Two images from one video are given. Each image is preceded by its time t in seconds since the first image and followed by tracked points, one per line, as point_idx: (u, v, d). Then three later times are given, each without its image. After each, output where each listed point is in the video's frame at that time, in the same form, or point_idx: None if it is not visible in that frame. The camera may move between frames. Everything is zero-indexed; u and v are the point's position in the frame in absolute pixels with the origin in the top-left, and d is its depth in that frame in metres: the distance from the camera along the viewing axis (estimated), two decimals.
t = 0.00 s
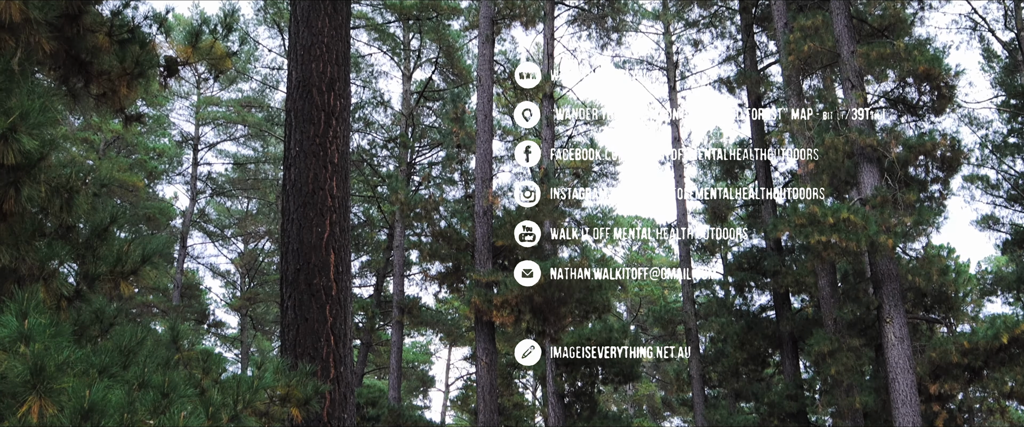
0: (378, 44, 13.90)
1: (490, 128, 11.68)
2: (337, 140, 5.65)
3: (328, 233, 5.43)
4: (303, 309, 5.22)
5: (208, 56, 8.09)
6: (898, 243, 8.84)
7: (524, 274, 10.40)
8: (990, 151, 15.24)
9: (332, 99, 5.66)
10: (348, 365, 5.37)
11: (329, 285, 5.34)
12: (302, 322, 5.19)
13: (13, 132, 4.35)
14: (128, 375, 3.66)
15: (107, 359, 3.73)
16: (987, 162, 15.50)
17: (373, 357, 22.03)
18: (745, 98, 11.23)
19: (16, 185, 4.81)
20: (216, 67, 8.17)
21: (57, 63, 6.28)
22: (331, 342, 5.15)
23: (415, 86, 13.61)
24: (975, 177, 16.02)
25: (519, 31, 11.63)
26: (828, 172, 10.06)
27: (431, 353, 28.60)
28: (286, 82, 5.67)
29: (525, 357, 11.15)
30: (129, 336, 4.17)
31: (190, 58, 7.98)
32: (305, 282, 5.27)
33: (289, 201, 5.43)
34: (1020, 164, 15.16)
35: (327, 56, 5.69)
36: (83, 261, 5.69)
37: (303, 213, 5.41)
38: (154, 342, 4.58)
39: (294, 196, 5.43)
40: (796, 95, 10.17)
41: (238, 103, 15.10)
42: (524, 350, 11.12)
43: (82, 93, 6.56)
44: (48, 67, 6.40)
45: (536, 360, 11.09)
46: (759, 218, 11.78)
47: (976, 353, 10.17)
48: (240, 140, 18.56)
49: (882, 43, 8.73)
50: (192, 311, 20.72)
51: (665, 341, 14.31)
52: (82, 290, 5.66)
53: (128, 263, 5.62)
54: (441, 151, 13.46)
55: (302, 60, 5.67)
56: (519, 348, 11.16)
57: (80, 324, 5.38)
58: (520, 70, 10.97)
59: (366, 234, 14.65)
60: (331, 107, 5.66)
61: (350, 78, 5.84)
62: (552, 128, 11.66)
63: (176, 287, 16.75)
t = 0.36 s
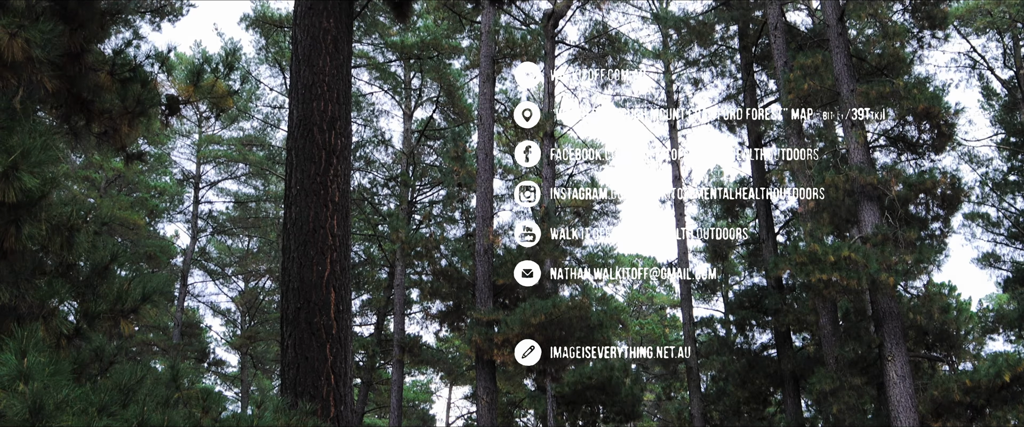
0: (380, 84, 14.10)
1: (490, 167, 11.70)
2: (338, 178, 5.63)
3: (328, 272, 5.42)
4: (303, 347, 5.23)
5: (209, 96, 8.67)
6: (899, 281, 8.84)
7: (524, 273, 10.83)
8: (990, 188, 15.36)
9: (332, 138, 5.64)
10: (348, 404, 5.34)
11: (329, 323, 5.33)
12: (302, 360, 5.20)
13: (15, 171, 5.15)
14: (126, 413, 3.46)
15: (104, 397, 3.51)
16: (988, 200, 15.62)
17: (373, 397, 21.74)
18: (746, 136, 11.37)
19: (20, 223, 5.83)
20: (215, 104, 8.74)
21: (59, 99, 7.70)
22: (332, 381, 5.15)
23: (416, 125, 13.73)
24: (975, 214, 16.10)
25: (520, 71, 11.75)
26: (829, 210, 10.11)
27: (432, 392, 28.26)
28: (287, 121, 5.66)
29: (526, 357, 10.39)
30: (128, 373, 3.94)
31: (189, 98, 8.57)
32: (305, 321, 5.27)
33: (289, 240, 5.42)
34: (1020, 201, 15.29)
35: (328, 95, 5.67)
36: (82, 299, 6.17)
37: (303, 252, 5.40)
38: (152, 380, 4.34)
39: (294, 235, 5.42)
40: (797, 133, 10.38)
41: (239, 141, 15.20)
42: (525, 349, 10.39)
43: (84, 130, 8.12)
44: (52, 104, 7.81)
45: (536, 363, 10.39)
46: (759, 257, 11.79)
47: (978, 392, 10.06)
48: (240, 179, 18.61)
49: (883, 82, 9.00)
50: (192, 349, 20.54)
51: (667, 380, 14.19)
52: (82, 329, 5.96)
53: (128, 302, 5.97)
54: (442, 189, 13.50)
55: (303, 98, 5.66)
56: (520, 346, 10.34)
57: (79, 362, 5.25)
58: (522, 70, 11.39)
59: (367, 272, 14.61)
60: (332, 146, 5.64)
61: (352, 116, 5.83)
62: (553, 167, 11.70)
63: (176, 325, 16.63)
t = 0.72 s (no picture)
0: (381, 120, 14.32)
1: (490, 203, 11.70)
2: (338, 214, 5.64)
3: (328, 308, 5.40)
4: (303, 383, 5.19)
5: (213, 130, 8.70)
6: (902, 317, 8.82)
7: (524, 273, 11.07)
8: (991, 223, 15.46)
9: (334, 174, 5.65)
10: None
11: (329, 359, 5.30)
12: (302, 396, 5.15)
13: (16, 206, 5.21)
14: None
15: None
16: (988, 235, 15.74)
17: None
18: (746, 172, 11.51)
19: (18, 258, 5.83)
20: (218, 139, 8.74)
21: (61, 135, 7.79)
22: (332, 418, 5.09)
23: (416, 161, 13.84)
24: (976, 249, 16.18)
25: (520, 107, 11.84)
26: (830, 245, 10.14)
27: None
28: (288, 156, 5.68)
29: (526, 357, 10.31)
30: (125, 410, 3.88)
31: (193, 132, 8.61)
32: (305, 357, 5.24)
33: (289, 276, 5.41)
34: (1021, 237, 15.41)
35: (329, 131, 5.71)
36: (83, 334, 6.06)
37: (304, 287, 5.38)
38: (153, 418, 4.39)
39: (295, 270, 5.41)
40: (798, 170, 10.47)
41: (241, 177, 15.28)
42: (525, 349, 10.35)
43: (86, 166, 8.11)
44: (54, 142, 7.85)
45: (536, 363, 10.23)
46: (760, 293, 11.78)
47: None
48: (241, 214, 18.65)
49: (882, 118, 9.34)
50: (193, 385, 20.33)
51: (669, 417, 14.06)
52: (81, 364, 5.85)
53: (128, 339, 6.01)
54: (442, 225, 13.53)
55: (305, 134, 5.68)
56: (520, 346, 10.33)
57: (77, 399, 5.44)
58: (519, 71, 10.87)
59: (368, 307, 14.56)
60: (333, 182, 5.65)
61: (352, 153, 5.85)
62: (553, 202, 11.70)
63: (176, 360, 16.49)
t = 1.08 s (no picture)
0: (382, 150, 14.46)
1: (491, 233, 11.71)
2: (339, 244, 5.67)
3: (329, 338, 5.39)
4: (303, 414, 5.16)
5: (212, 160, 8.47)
6: (904, 346, 8.80)
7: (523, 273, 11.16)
8: (992, 252, 15.52)
9: (334, 204, 5.69)
10: None
11: (329, 390, 5.27)
12: None
13: (18, 236, 6.05)
14: None
15: None
16: (990, 264, 15.84)
17: None
18: (747, 202, 11.61)
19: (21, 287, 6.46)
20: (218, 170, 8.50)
21: (62, 166, 7.93)
22: None
23: (418, 192, 13.92)
24: (977, 279, 16.24)
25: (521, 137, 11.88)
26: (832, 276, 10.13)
27: None
28: (289, 187, 5.71)
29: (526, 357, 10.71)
30: None
31: (193, 162, 8.35)
32: (306, 387, 5.22)
33: (290, 306, 5.42)
34: (1022, 266, 15.51)
35: (330, 161, 5.76)
36: (81, 364, 6.92)
37: (304, 317, 5.37)
38: None
39: (295, 301, 5.42)
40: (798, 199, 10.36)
41: (242, 207, 15.30)
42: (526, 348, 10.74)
43: (87, 196, 8.16)
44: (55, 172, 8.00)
45: (536, 362, 10.60)
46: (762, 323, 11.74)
47: None
48: (242, 244, 18.67)
49: (882, 148, 9.37)
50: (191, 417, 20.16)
51: None
52: (81, 394, 6.60)
53: (128, 368, 6.61)
54: (443, 255, 13.56)
55: (306, 164, 5.73)
56: (520, 345, 10.72)
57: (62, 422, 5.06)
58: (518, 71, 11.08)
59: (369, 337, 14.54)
60: (334, 211, 5.68)
61: (353, 183, 5.88)
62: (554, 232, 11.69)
63: (176, 390, 16.30)
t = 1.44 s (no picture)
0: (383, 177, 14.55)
1: (493, 259, 11.72)
2: (341, 270, 5.72)
3: (330, 364, 5.46)
4: None
5: (214, 187, 8.65)
6: (906, 373, 8.76)
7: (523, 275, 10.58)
8: (994, 278, 15.59)
9: (336, 230, 5.74)
10: None
11: (330, 416, 5.34)
12: None
13: (19, 261, 6.08)
14: None
15: None
16: (991, 290, 15.90)
17: None
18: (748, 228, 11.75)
19: (21, 313, 6.42)
20: (222, 196, 8.67)
21: (64, 192, 7.83)
22: None
23: (419, 218, 13.99)
24: (979, 305, 16.29)
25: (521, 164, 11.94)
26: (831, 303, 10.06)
27: None
28: (291, 213, 5.78)
29: (527, 357, 10.73)
30: None
31: (197, 187, 8.55)
32: (307, 413, 5.30)
33: (291, 332, 5.50)
34: None
35: (332, 187, 5.80)
36: (82, 390, 6.88)
37: (306, 343, 5.45)
38: None
39: (297, 327, 5.50)
40: (799, 225, 10.46)
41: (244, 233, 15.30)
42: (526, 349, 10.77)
43: (89, 222, 8.06)
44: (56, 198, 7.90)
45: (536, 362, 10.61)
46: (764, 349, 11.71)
47: None
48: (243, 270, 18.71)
49: (882, 174, 9.61)
50: None
51: None
52: (81, 420, 6.63)
53: (128, 394, 6.77)
54: (445, 281, 13.60)
55: (308, 191, 5.78)
56: (520, 345, 10.73)
57: None
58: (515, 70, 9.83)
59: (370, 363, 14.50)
60: (336, 237, 5.74)
61: (354, 208, 5.92)
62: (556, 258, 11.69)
63: (175, 417, 16.20)
